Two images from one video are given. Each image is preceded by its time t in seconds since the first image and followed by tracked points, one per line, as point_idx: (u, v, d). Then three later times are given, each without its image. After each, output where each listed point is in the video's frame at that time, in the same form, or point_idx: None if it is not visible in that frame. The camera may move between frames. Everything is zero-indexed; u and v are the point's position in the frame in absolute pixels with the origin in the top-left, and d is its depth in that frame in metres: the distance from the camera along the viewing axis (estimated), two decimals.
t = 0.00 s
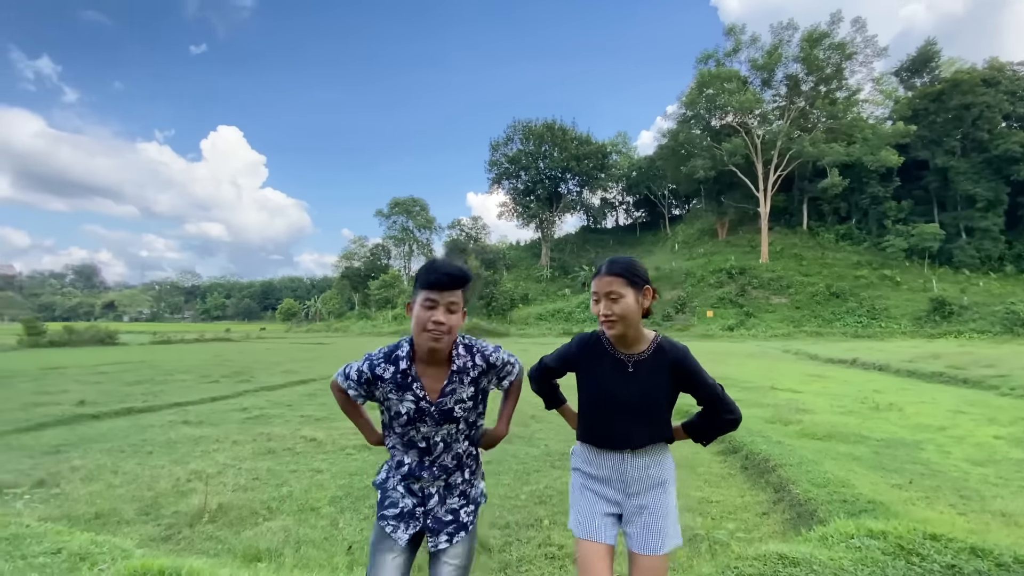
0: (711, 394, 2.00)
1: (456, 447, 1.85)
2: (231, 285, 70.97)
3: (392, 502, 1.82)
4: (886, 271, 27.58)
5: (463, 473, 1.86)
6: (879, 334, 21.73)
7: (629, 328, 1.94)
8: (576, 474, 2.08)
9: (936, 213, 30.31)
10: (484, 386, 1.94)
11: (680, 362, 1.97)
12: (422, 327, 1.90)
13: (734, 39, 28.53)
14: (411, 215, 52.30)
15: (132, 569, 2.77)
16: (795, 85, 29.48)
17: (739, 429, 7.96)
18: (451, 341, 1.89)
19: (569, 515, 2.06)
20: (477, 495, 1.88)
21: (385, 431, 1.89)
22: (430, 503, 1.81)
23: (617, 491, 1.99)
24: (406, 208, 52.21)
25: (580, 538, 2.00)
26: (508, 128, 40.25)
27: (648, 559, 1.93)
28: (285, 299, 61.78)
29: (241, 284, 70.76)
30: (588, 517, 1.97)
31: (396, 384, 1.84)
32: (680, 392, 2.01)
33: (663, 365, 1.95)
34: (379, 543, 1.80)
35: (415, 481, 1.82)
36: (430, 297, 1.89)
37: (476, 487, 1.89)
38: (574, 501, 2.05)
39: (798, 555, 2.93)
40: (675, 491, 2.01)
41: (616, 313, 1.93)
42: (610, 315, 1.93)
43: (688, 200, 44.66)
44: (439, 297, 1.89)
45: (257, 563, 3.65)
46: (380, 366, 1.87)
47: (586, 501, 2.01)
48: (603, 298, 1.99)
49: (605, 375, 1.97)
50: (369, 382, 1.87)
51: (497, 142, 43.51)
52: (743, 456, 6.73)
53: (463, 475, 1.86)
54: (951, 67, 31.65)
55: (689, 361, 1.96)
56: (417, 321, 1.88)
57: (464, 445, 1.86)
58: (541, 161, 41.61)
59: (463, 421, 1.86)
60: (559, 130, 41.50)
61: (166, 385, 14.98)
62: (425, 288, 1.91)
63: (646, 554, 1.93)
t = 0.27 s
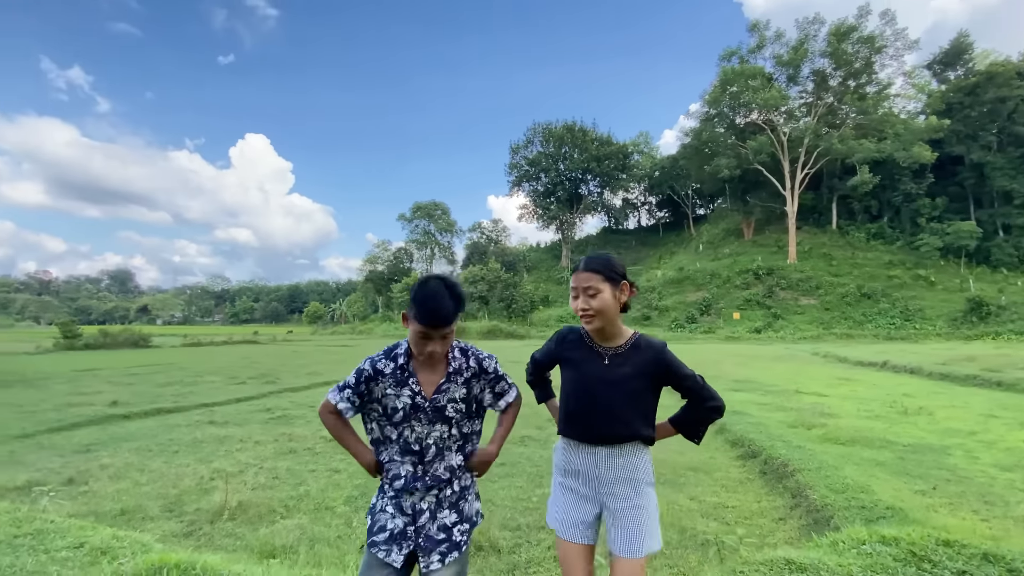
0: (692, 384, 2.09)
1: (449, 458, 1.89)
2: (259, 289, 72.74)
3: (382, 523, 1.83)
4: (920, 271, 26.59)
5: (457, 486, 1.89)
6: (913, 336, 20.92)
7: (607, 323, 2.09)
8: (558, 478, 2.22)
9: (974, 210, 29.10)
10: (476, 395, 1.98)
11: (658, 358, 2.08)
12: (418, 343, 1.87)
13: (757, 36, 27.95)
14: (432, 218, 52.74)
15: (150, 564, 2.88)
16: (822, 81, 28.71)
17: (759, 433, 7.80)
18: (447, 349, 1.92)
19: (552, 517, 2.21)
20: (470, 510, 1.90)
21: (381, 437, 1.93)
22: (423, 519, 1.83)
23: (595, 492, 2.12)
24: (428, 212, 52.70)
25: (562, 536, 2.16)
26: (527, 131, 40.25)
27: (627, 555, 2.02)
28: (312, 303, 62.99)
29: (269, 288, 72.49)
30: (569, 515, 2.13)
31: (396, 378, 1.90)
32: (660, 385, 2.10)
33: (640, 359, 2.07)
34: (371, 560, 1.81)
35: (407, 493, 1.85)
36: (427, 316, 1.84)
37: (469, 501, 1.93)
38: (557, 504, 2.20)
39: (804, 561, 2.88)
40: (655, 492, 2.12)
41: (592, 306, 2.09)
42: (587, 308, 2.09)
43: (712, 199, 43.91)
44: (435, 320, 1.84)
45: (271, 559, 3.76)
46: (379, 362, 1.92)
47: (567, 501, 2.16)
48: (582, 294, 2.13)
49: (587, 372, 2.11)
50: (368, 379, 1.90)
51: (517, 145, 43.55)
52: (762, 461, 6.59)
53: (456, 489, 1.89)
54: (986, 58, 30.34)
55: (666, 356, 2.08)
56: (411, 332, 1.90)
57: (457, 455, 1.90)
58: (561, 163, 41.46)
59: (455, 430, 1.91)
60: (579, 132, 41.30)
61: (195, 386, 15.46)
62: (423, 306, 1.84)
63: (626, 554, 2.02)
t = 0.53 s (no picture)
0: (668, 388, 2.19)
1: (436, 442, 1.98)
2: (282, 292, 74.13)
3: (382, 492, 1.92)
4: (949, 270, 25.83)
5: (448, 462, 2.00)
6: (942, 337, 20.30)
7: (588, 323, 2.19)
8: (548, 474, 2.38)
9: (1004, 207, 28.19)
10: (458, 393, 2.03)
11: (635, 362, 2.15)
12: (410, 348, 1.93)
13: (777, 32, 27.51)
14: (450, 221, 53.06)
15: (166, 555, 3.00)
16: (845, 77, 28.11)
17: (774, 435, 7.69)
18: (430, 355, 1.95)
19: (546, 509, 2.35)
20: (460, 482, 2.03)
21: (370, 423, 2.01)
22: (416, 493, 1.94)
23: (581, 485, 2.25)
24: (446, 215, 53.05)
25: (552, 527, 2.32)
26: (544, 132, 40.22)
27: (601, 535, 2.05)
28: (333, 305, 63.91)
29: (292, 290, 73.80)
30: (556, 506, 2.28)
31: (374, 385, 1.96)
32: (637, 387, 2.19)
33: (614, 360, 2.16)
34: (370, 531, 1.90)
35: (400, 473, 1.94)
36: (427, 319, 1.92)
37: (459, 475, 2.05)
38: (548, 499, 2.35)
39: (807, 562, 2.88)
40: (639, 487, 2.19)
41: (580, 302, 2.19)
42: (573, 305, 2.19)
43: (733, 199, 43.26)
44: (437, 320, 1.94)
45: (283, 554, 3.88)
46: (362, 364, 1.99)
47: (556, 493, 2.31)
48: (570, 289, 2.24)
49: (566, 371, 2.22)
50: (353, 373, 2.01)
51: (534, 147, 43.56)
52: (776, 463, 6.49)
53: (447, 465, 2.00)
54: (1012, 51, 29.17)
55: (641, 359, 2.16)
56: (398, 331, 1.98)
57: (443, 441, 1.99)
58: (578, 164, 41.30)
59: (440, 420, 1.98)
60: (596, 132, 41.12)
61: (219, 387, 15.85)
62: (423, 311, 1.91)
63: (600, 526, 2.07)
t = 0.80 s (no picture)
0: (657, 389, 2.24)
1: (432, 455, 2.00)
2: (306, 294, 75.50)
3: (378, 518, 1.96)
4: (982, 268, 25.01)
5: (444, 477, 2.01)
6: (975, 338, 19.62)
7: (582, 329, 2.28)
8: (546, 478, 2.42)
9: None
10: (456, 395, 2.09)
11: (622, 363, 2.23)
12: (416, 347, 1.99)
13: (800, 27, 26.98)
14: (468, 223, 53.32)
15: (189, 551, 3.14)
16: (870, 71, 27.43)
17: (793, 439, 7.59)
18: (431, 355, 2.03)
19: (545, 513, 2.40)
20: (459, 497, 2.03)
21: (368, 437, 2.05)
22: (414, 510, 1.96)
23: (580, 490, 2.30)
24: (464, 217, 53.36)
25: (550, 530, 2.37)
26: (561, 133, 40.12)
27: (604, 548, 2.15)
28: (354, 307, 64.80)
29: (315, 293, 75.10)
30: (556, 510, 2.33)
31: (376, 383, 2.02)
32: (627, 389, 2.25)
33: (602, 362, 2.23)
34: (369, 550, 1.94)
35: (397, 489, 1.97)
36: (433, 325, 1.97)
37: (458, 490, 2.05)
38: (545, 505, 2.40)
39: (815, 566, 2.91)
40: (635, 494, 2.27)
41: (582, 319, 2.26)
42: (565, 312, 2.28)
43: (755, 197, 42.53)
44: (442, 327, 1.99)
45: (301, 551, 4.02)
46: (362, 367, 2.04)
47: (555, 497, 2.35)
48: (571, 305, 2.29)
49: (559, 372, 2.31)
50: (350, 384, 2.03)
51: (551, 148, 43.48)
52: (794, 467, 6.41)
53: (444, 480, 2.01)
54: None
55: (629, 360, 2.23)
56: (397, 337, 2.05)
57: (441, 451, 2.02)
58: (596, 164, 41.06)
59: (436, 427, 2.02)
60: (614, 132, 40.84)
61: (244, 388, 16.26)
62: (427, 319, 1.96)
63: (598, 545, 2.16)
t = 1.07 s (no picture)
0: (655, 390, 2.29)
1: (434, 438, 2.09)
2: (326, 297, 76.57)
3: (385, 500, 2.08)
4: (1013, 266, 24.24)
5: (447, 460, 2.12)
6: (1006, 339, 19.00)
7: (585, 328, 2.33)
8: (555, 463, 2.51)
9: None
10: (456, 379, 2.19)
11: (621, 363, 2.28)
12: (417, 332, 2.10)
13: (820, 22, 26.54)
14: (484, 225, 53.54)
15: (212, 543, 3.29)
16: (894, 65, 26.82)
17: (809, 441, 7.51)
18: (432, 340, 2.13)
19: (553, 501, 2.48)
20: (461, 478, 2.14)
21: (372, 425, 2.14)
22: (418, 491, 2.06)
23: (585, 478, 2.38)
24: (481, 219, 53.59)
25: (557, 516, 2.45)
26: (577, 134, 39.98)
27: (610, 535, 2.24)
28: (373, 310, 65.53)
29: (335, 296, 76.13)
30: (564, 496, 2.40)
31: (377, 372, 2.12)
32: (626, 391, 2.31)
33: (603, 363, 2.28)
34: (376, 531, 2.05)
35: (401, 472, 2.08)
36: (431, 306, 2.10)
37: (460, 470, 2.17)
38: (555, 490, 2.49)
39: (818, 566, 2.96)
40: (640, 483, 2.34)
41: (584, 313, 2.34)
42: (570, 310, 2.33)
43: (776, 196, 41.84)
44: (440, 307, 2.12)
45: (318, 544, 4.17)
46: (364, 357, 2.15)
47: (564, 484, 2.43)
48: (574, 300, 2.37)
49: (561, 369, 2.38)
50: (353, 372, 2.15)
51: (567, 149, 43.36)
52: (809, 470, 6.35)
53: (446, 462, 2.12)
54: None
55: (628, 360, 2.29)
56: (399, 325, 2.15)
57: (443, 434, 2.11)
58: (612, 165, 40.80)
59: (437, 411, 2.12)
60: (631, 132, 40.58)
61: (266, 389, 16.65)
62: (428, 300, 2.09)
63: (606, 527, 2.25)
